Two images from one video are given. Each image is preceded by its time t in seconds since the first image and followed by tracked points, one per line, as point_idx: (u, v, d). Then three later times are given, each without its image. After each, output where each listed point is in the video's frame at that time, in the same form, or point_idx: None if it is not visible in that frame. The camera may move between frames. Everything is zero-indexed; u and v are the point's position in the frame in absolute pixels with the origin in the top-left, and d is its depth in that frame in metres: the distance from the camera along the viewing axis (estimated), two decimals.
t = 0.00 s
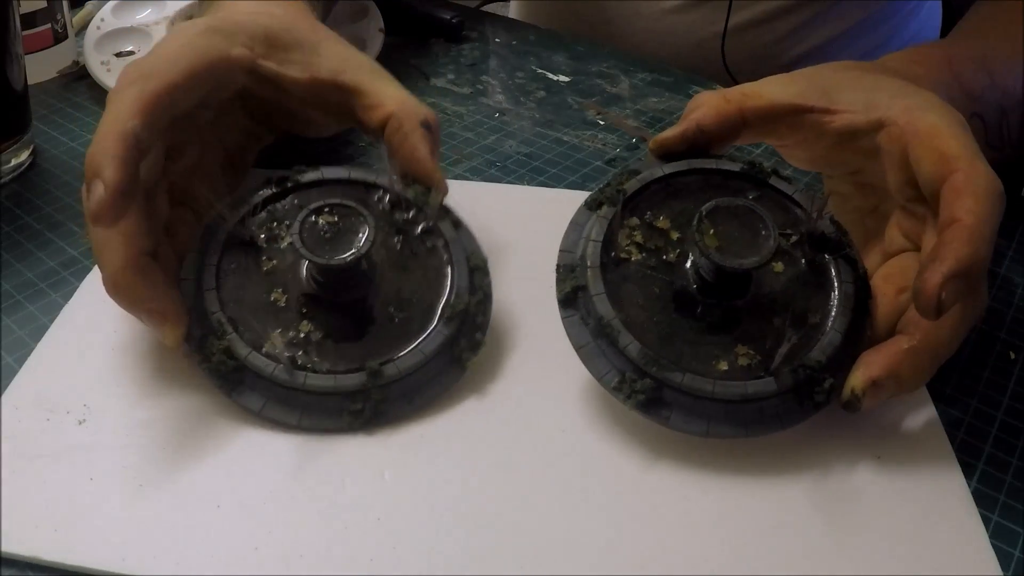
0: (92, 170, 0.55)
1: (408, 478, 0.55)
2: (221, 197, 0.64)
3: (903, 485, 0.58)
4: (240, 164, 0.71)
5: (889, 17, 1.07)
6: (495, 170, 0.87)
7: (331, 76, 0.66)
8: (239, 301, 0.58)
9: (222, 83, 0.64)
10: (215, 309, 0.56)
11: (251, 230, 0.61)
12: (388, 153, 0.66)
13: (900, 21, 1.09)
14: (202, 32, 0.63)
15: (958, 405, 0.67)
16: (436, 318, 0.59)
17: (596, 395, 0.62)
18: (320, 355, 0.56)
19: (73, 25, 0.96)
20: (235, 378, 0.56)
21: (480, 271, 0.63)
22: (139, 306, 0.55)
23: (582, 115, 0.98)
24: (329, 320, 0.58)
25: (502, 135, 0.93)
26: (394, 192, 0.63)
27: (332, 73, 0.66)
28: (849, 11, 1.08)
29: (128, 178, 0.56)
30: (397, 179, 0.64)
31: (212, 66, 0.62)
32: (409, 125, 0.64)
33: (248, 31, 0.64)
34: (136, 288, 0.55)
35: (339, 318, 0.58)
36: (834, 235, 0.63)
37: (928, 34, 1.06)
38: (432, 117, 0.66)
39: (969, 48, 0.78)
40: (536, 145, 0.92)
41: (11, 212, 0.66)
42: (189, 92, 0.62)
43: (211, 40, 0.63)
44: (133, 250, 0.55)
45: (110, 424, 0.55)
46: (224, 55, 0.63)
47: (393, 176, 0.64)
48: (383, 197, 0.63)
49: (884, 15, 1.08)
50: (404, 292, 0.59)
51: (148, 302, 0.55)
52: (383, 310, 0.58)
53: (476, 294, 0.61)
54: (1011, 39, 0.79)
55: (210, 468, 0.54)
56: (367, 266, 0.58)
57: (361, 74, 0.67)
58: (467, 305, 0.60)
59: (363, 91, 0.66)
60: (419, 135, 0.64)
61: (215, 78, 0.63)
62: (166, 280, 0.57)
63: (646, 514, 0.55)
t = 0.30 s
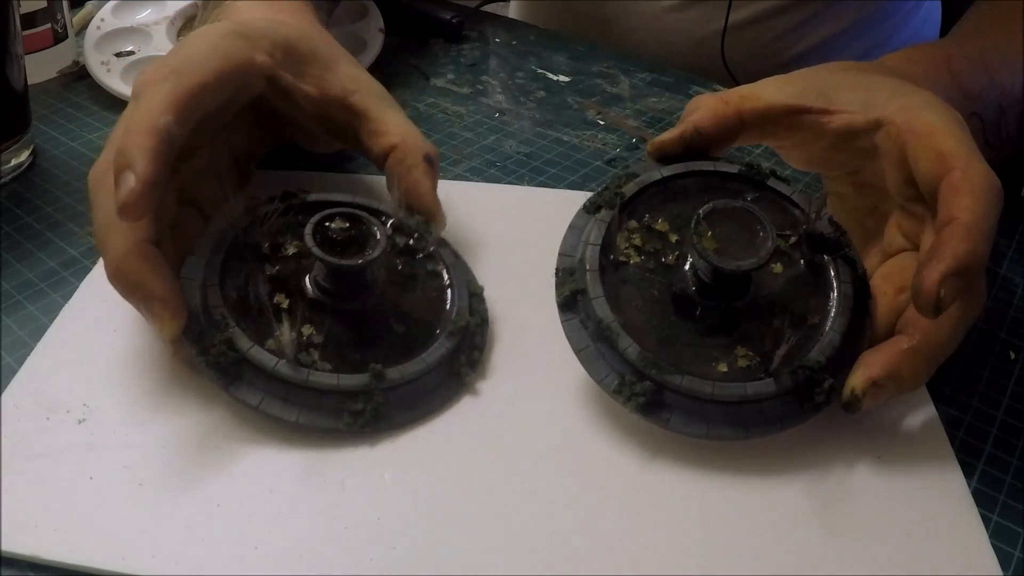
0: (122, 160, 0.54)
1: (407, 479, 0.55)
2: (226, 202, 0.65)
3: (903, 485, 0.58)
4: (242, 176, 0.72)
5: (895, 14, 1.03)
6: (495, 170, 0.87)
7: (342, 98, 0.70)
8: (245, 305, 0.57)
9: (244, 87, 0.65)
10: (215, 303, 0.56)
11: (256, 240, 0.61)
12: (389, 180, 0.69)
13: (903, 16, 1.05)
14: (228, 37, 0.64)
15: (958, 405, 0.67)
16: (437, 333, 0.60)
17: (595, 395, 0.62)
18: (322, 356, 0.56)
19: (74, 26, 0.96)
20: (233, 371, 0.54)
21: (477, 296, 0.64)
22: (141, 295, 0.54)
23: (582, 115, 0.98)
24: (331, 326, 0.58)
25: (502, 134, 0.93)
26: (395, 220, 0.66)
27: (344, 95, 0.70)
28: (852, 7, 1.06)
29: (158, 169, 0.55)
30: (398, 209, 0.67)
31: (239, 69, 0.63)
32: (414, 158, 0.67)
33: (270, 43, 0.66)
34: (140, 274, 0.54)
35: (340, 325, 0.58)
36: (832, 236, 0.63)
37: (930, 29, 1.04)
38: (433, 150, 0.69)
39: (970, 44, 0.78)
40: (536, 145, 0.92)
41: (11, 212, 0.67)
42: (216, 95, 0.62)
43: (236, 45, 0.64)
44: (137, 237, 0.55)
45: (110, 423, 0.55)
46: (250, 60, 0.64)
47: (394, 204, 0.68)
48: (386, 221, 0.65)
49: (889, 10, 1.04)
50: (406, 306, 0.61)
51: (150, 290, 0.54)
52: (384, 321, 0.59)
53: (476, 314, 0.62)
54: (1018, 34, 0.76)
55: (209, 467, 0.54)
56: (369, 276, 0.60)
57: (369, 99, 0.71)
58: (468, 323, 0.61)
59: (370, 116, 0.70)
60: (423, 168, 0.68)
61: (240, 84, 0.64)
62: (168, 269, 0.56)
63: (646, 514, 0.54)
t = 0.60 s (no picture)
0: (138, 158, 0.56)
1: (407, 480, 0.55)
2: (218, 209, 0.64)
3: (904, 486, 0.58)
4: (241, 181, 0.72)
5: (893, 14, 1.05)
6: (495, 170, 0.87)
7: (345, 112, 0.71)
8: (232, 306, 0.58)
9: (256, 94, 0.66)
10: (204, 300, 0.56)
11: (246, 254, 0.62)
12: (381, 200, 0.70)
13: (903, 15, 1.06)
14: (240, 43, 0.64)
15: (958, 405, 0.67)
16: (429, 332, 0.60)
17: (595, 395, 0.62)
18: (313, 353, 0.56)
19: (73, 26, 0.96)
20: (224, 365, 0.54)
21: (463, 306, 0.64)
22: (134, 293, 0.53)
23: (582, 115, 0.98)
24: (322, 328, 0.58)
25: (502, 135, 0.93)
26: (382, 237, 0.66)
27: (348, 109, 0.71)
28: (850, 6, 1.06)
29: (172, 169, 0.56)
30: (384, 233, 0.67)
31: (252, 76, 0.64)
32: (408, 182, 0.68)
33: (280, 51, 0.67)
34: (135, 272, 0.53)
35: (331, 327, 0.58)
36: (837, 236, 0.63)
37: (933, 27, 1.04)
38: (428, 173, 0.70)
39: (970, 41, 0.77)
40: (537, 145, 0.92)
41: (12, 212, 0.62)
42: (229, 100, 0.63)
43: (251, 51, 0.65)
44: (134, 233, 0.55)
45: (110, 422, 0.55)
46: (263, 67, 0.65)
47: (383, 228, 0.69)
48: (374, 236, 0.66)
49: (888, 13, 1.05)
50: (394, 313, 0.60)
51: (145, 287, 0.53)
52: (376, 326, 0.59)
53: (464, 318, 0.63)
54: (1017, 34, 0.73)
55: (209, 469, 0.54)
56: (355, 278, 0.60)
57: (373, 118, 0.71)
58: (457, 326, 0.61)
59: (372, 136, 0.71)
60: (417, 192, 0.68)
61: (251, 91, 0.65)
62: (164, 271, 0.55)
63: (646, 514, 0.55)
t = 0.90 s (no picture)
0: (163, 146, 0.56)
1: (407, 479, 0.55)
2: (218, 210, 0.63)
3: (903, 485, 0.58)
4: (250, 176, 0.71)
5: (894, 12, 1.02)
6: (495, 170, 0.87)
7: (357, 117, 0.72)
8: (237, 289, 0.57)
9: (276, 95, 0.66)
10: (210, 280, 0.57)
11: (251, 246, 0.60)
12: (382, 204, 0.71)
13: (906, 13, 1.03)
14: (261, 43, 0.65)
15: (957, 405, 0.67)
16: (435, 322, 0.60)
17: (595, 395, 0.62)
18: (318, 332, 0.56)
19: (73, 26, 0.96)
20: (227, 340, 0.54)
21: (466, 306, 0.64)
22: (136, 273, 0.53)
23: (582, 115, 0.98)
24: (325, 313, 0.57)
25: (502, 134, 0.93)
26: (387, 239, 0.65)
27: (360, 113, 0.71)
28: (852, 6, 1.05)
29: (199, 156, 0.56)
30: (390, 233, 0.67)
31: (276, 75, 0.65)
32: (414, 189, 0.69)
33: (300, 53, 0.67)
34: (137, 251, 0.53)
35: (332, 313, 0.58)
36: (836, 236, 0.63)
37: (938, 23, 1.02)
38: (434, 182, 0.71)
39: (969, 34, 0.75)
40: (537, 145, 0.92)
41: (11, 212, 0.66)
42: (251, 97, 0.63)
43: (275, 52, 0.65)
44: (139, 214, 0.55)
45: (110, 421, 0.55)
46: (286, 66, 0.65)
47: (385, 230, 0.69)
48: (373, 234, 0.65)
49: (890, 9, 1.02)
50: (402, 305, 0.60)
51: (149, 266, 0.53)
52: (381, 318, 0.59)
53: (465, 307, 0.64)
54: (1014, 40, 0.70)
55: (209, 467, 0.54)
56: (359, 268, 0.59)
57: (384, 126, 0.73)
58: (462, 317, 0.62)
59: (382, 144, 0.72)
60: (420, 199, 0.69)
61: (272, 92, 0.65)
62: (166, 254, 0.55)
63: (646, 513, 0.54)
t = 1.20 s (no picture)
0: (187, 118, 0.55)
1: (408, 478, 0.55)
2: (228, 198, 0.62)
3: (903, 486, 0.58)
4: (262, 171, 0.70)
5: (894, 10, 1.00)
6: (495, 170, 0.87)
7: (366, 113, 0.73)
8: (252, 260, 0.56)
9: (291, 91, 0.66)
10: (216, 242, 0.56)
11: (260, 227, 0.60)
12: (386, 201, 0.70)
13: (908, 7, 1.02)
14: (276, 37, 0.66)
15: (958, 405, 0.67)
16: (448, 306, 0.61)
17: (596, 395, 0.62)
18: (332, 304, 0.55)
19: (73, 26, 0.96)
20: (241, 306, 0.52)
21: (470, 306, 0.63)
22: (146, 229, 0.54)
23: (582, 115, 0.98)
24: (342, 296, 0.57)
25: (502, 134, 0.93)
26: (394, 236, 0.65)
27: (367, 112, 0.73)
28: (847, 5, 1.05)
29: (223, 132, 0.56)
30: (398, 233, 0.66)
31: (294, 66, 0.65)
32: (417, 189, 0.69)
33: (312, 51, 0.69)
34: (147, 211, 0.54)
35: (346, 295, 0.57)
36: (830, 236, 0.62)
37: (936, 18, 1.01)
38: (436, 185, 0.72)
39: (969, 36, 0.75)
40: (537, 145, 0.92)
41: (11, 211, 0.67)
42: (274, 83, 0.63)
43: (291, 45, 0.66)
44: (154, 179, 0.55)
45: (110, 421, 0.55)
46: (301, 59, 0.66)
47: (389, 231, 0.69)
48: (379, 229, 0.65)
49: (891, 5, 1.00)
50: (416, 296, 0.60)
51: (160, 224, 0.54)
52: (391, 300, 0.59)
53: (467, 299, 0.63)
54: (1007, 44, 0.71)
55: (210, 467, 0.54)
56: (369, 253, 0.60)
57: (389, 126, 0.73)
58: (472, 305, 0.62)
59: (384, 146, 0.72)
60: (423, 201, 0.69)
61: (287, 86, 0.65)
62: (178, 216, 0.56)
63: (647, 513, 0.54)
